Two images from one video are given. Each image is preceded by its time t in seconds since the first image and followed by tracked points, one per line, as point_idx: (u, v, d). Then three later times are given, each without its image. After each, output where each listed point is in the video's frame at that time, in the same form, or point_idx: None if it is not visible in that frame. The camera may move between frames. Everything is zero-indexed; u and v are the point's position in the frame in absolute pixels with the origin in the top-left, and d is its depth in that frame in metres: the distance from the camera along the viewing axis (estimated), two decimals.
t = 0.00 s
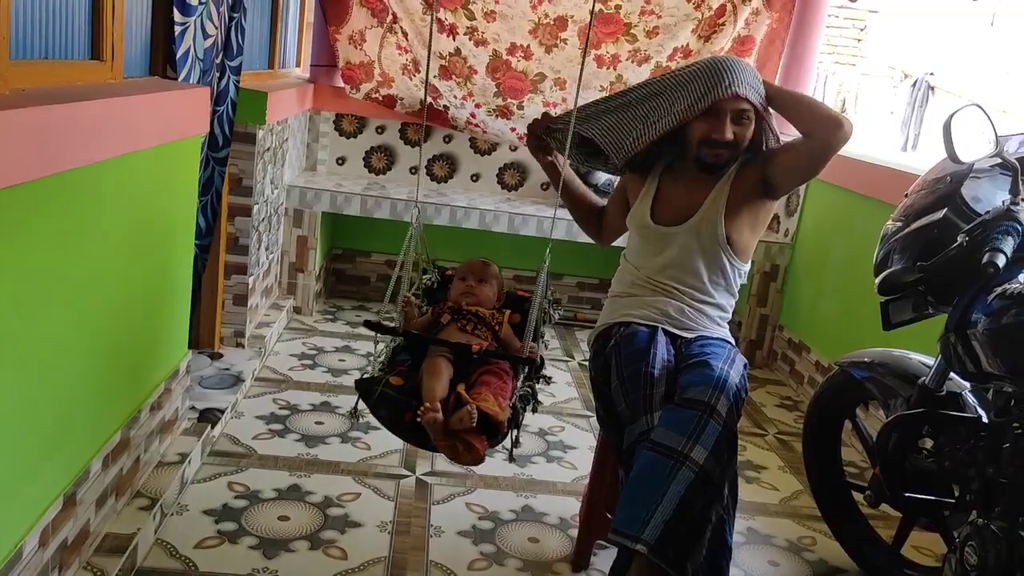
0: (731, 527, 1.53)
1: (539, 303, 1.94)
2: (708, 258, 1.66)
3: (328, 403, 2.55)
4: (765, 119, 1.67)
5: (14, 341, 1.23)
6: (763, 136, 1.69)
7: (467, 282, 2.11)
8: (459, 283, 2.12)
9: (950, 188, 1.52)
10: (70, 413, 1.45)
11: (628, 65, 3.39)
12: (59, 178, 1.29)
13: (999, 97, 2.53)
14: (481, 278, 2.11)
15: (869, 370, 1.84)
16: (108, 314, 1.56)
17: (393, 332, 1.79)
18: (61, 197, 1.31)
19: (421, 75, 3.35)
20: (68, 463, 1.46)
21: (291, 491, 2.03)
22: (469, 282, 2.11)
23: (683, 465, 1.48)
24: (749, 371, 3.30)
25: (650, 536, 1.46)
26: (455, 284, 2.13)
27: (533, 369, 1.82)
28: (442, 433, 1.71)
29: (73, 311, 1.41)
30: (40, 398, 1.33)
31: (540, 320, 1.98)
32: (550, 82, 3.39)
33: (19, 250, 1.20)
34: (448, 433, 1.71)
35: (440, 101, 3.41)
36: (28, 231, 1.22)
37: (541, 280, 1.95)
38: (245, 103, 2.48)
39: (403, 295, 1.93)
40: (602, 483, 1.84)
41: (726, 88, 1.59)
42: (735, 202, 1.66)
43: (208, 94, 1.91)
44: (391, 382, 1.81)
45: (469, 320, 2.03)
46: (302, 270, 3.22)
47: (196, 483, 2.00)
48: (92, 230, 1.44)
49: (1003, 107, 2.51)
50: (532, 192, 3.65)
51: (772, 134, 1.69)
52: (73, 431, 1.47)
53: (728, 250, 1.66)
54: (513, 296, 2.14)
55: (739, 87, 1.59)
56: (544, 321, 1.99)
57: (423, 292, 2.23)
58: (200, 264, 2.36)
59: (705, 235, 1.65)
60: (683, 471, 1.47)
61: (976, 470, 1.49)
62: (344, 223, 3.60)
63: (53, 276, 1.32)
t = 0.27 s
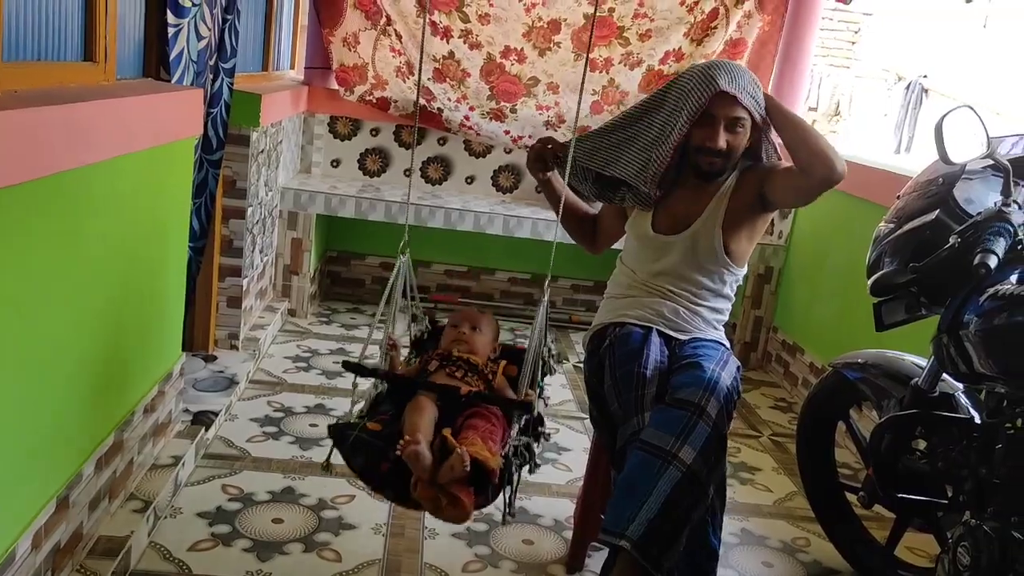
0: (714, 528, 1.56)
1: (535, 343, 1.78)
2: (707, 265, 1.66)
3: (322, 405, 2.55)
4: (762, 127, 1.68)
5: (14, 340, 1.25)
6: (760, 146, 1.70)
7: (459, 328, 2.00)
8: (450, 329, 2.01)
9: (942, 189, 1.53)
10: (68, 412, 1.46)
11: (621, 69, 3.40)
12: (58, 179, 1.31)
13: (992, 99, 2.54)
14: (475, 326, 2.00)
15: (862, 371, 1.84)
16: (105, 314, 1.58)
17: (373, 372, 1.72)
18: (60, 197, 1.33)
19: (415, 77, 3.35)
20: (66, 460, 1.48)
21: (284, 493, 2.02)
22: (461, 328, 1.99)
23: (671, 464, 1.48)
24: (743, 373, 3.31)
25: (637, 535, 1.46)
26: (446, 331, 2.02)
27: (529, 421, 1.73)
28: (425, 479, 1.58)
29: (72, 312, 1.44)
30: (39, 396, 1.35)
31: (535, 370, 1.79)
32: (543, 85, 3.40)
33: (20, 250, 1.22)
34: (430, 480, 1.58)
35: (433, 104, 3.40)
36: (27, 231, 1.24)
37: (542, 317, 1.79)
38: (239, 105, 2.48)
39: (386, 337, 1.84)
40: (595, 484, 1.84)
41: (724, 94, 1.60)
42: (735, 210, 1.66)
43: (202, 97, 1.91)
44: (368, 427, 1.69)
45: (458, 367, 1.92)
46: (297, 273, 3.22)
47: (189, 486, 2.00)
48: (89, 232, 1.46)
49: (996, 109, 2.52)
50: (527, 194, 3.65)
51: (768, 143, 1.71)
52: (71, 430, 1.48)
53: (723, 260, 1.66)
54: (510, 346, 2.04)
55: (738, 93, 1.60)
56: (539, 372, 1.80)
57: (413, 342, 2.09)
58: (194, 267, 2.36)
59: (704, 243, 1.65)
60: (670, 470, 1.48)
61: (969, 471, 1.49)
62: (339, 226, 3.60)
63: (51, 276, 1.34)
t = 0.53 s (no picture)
0: (712, 532, 1.58)
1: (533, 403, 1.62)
2: (700, 273, 1.67)
3: (315, 409, 2.54)
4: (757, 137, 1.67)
5: (14, 340, 1.27)
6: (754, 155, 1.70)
7: (452, 390, 1.69)
8: (442, 392, 1.71)
9: (932, 193, 1.53)
10: (66, 412, 1.49)
11: (613, 73, 3.41)
12: (57, 182, 1.35)
13: (983, 102, 2.55)
14: (471, 389, 1.69)
15: (853, 374, 1.85)
16: (101, 318, 1.60)
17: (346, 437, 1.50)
18: (58, 200, 1.36)
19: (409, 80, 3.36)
20: (64, 459, 1.50)
21: (277, 497, 2.02)
22: (455, 390, 1.69)
23: (672, 469, 1.48)
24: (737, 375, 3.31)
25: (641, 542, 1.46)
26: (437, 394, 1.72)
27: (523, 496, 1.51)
28: (404, 563, 1.34)
29: (71, 314, 1.47)
30: (38, 397, 1.38)
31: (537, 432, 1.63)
32: (536, 88, 3.40)
33: (20, 252, 1.25)
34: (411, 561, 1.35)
35: (427, 106, 3.40)
36: (24, 234, 1.26)
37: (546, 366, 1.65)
38: (232, 108, 2.48)
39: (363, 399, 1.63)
40: (587, 485, 1.84)
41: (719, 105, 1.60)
42: (729, 219, 1.66)
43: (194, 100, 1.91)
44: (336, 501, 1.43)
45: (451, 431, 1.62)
46: (290, 275, 3.22)
47: (181, 491, 1.99)
48: (86, 237, 1.49)
49: (988, 112, 2.52)
50: (520, 197, 3.65)
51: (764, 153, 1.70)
52: (70, 428, 1.52)
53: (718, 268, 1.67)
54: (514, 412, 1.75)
55: (734, 104, 1.60)
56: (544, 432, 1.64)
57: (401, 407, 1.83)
58: (187, 270, 2.35)
59: (698, 250, 1.66)
60: (671, 476, 1.48)
61: (958, 473, 1.50)
62: (332, 229, 3.60)
63: (49, 278, 1.37)
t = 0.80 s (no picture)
0: (707, 533, 1.57)
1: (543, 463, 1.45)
2: (693, 276, 1.67)
3: (308, 410, 2.54)
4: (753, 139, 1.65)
5: (15, 338, 1.30)
6: (747, 158, 1.67)
7: (452, 450, 1.64)
8: (441, 452, 1.66)
9: (923, 194, 1.54)
10: (64, 409, 1.51)
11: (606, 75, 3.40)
12: (55, 181, 1.37)
13: (975, 105, 2.56)
14: (473, 449, 1.64)
15: (846, 375, 1.85)
16: (99, 315, 1.62)
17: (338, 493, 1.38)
18: (57, 202, 1.38)
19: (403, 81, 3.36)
20: (64, 452, 1.53)
21: (270, 499, 2.02)
22: (455, 450, 1.64)
23: (665, 471, 1.48)
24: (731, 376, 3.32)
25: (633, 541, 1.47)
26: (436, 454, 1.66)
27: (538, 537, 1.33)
28: None
29: (70, 312, 1.49)
30: (38, 394, 1.40)
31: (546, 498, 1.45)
32: (529, 90, 3.41)
33: (20, 250, 1.28)
34: None
35: (422, 107, 3.41)
36: (24, 232, 1.28)
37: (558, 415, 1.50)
38: (225, 109, 2.47)
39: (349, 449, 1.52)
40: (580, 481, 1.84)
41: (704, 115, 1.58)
42: (722, 224, 1.65)
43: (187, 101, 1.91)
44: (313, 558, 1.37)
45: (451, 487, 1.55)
46: (284, 277, 3.21)
47: (174, 493, 1.99)
48: (84, 235, 1.51)
49: (980, 113, 2.53)
50: (515, 198, 3.65)
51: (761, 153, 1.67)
52: (70, 423, 1.54)
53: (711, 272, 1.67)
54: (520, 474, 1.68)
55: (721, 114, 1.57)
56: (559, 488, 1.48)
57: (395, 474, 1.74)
58: (179, 272, 2.35)
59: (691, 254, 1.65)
60: (664, 477, 1.48)
61: (950, 472, 1.50)
62: (326, 231, 3.60)
63: (49, 275, 1.39)
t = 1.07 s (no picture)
0: (696, 536, 1.58)
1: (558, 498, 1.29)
2: (683, 281, 1.67)
3: (303, 414, 2.54)
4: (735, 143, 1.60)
5: (14, 339, 1.32)
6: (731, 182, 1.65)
7: (452, 485, 1.58)
8: (441, 489, 1.59)
9: (914, 197, 1.54)
10: (63, 409, 1.53)
11: (601, 78, 3.40)
12: (54, 184, 1.39)
13: (968, 108, 2.57)
14: (475, 485, 1.58)
15: (839, 378, 1.85)
16: (95, 317, 1.64)
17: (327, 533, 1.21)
18: (55, 204, 1.40)
19: (399, 85, 3.36)
20: (64, 451, 1.55)
21: (264, 503, 2.02)
22: (456, 484, 1.58)
23: (655, 473, 1.48)
24: (726, 379, 3.32)
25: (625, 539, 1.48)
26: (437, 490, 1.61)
27: None
28: None
29: (66, 313, 1.50)
30: (38, 395, 1.42)
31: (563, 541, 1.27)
32: (524, 93, 3.41)
33: (19, 253, 1.29)
34: None
35: (417, 110, 3.41)
36: (22, 236, 1.30)
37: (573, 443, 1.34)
38: (219, 113, 2.47)
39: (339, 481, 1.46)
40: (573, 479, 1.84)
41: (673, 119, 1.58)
42: (709, 236, 1.64)
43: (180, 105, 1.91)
44: None
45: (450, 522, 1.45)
46: (279, 281, 3.21)
47: (167, 497, 1.99)
48: (82, 238, 1.53)
49: (975, 115, 2.54)
50: (511, 202, 3.64)
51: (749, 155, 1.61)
52: (68, 423, 1.56)
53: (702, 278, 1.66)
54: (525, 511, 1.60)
55: (686, 113, 1.56)
56: (577, 527, 1.29)
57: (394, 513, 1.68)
58: (173, 275, 2.35)
59: (682, 261, 1.65)
60: (653, 479, 1.48)
61: (942, 475, 1.51)
62: (321, 235, 3.60)
63: (47, 277, 1.41)
